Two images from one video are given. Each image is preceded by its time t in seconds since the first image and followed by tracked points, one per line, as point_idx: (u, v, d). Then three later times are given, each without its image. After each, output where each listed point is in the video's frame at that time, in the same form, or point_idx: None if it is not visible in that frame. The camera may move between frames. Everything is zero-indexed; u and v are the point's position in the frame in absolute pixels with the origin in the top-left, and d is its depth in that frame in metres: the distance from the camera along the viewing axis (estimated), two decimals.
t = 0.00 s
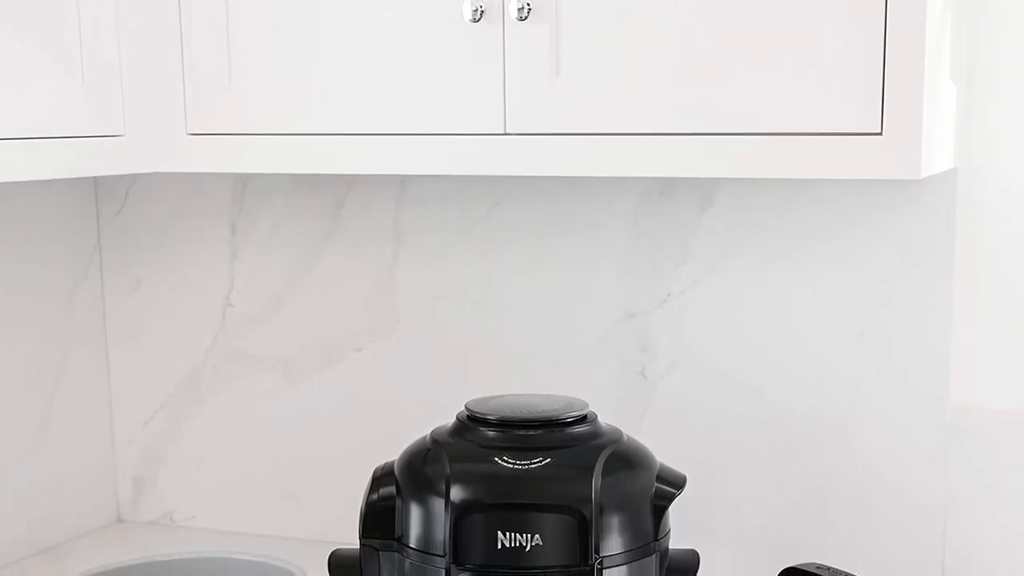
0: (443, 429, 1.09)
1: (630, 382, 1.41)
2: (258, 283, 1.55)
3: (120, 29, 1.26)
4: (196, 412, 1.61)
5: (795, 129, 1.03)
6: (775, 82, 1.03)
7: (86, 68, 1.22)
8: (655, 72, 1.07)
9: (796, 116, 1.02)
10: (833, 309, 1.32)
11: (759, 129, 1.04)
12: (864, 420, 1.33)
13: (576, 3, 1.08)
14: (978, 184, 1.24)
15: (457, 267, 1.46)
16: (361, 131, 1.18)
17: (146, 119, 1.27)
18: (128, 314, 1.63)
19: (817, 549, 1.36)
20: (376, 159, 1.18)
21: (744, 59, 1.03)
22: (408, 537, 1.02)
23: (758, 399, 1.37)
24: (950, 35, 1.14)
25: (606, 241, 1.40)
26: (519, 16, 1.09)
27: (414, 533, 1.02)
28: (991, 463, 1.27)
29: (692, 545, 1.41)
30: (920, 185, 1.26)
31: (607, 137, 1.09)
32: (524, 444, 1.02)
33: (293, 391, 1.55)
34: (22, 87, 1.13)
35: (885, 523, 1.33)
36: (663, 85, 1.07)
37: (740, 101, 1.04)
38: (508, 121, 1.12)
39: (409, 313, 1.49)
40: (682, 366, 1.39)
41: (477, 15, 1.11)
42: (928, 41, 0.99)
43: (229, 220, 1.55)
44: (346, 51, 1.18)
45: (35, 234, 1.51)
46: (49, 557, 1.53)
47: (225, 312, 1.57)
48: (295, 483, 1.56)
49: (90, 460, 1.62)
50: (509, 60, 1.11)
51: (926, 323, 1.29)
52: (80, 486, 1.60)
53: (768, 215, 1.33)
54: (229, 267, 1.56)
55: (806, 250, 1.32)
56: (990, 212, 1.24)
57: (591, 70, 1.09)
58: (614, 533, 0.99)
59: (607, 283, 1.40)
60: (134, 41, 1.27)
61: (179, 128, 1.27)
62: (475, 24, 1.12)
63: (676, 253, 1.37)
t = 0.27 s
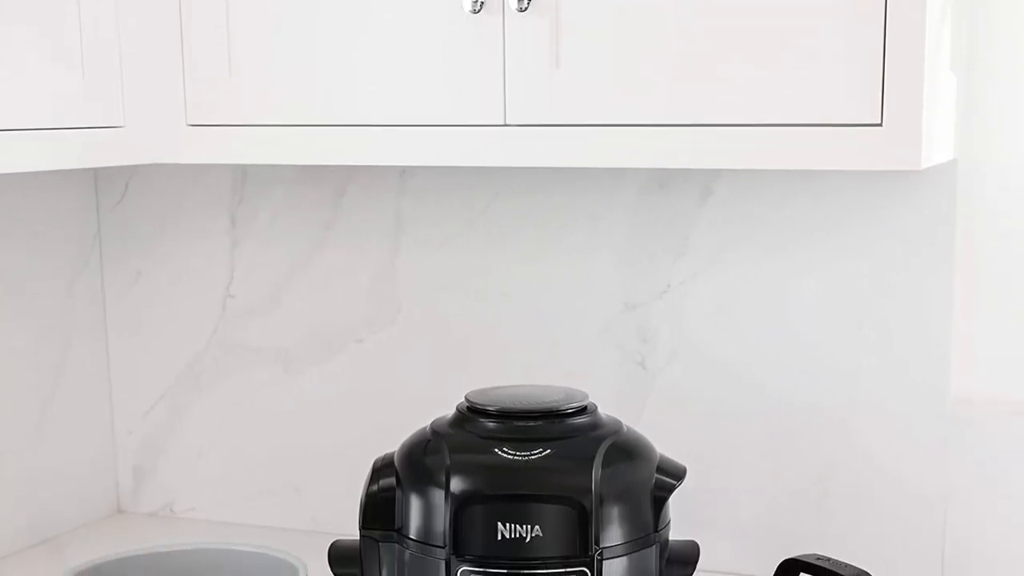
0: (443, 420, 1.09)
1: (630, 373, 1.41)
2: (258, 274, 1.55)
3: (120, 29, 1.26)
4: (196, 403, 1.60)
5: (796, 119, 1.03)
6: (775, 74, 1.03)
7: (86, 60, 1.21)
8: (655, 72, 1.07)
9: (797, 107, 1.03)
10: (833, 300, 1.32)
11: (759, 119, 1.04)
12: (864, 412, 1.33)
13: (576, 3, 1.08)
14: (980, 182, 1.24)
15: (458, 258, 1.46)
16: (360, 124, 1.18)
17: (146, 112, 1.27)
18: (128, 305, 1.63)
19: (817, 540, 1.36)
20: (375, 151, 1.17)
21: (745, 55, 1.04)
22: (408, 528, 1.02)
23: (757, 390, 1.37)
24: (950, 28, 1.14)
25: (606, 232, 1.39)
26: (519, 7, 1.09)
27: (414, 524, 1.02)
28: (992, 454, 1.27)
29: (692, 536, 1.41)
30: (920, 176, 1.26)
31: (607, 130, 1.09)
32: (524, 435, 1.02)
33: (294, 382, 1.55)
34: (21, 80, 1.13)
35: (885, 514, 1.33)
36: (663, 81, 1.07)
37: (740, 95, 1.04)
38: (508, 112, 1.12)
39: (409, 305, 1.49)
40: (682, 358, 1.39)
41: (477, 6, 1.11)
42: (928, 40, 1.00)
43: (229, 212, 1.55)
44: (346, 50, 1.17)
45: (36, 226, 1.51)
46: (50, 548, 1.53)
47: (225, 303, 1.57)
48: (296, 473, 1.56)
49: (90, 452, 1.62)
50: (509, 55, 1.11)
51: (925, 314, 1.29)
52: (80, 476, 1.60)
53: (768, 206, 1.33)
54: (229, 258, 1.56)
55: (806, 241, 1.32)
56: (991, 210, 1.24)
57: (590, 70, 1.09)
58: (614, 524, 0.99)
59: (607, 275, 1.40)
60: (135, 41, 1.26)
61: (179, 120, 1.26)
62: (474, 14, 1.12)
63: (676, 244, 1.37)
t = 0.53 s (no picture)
0: (443, 411, 1.09)
1: (630, 364, 1.41)
2: (258, 266, 1.55)
3: (121, 29, 1.25)
4: (196, 394, 1.60)
5: (795, 111, 1.03)
6: (775, 68, 1.03)
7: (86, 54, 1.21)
8: (655, 72, 1.07)
9: (797, 99, 1.03)
10: (834, 290, 1.32)
11: (759, 111, 1.04)
12: (863, 404, 1.33)
13: (576, 3, 1.08)
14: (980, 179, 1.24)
15: (458, 250, 1.46)
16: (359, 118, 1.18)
17: (146, 105, 1.27)
18: (128, 297, 1.63)
19: (817, 531, 1.36)
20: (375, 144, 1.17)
21: (745, 48, 1.04)
22: (408, 519, 1.02)
23: (757, 382, 1.36)
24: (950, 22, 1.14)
25: (606, 223, 1.39)
26: None
27: (414, 514, 1.02)
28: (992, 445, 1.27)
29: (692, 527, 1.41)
30: (921, 166, 1.26)
31: (607, 124, 1.09)
32: (524, 426, 1.02)
33: (294, 373, 1.55)
34: (22, 72, 1.12)
35: (885, 505, 1.33)
36: (662, 77, 1.07)
37: (740, 89, 1.04)
38: (509, 105, 1.12)
39: (409, 297, 1.48)
40: (682, 348, 1.39)
41: None
42: (928, 35, 1.00)
43: (229, 204, 1.55)
44: (346, 51, 1.17)
45: (36, 218, 1.50)
46: (50, 539, 1.53)
47: (225, 294, 1.57)
48: (296, 465, 1.56)
49: (90, 443, 1.62)
50: (509, 51, 1.11)
51: (925, 305, 1.29)
52: (80, 468, 1.60)
53: (769, 197, 1.33)
54: (229, 249, 1.56)
55: (806, 232, 1.32)
56: (991, 210, 1.24)
57: (590, 70, 1.09)
58: (614, 515, 0.99)
59: (607, 266, 1.40)
60: (135, 41, 1.26)
61: (177, 113, 1.26)
62: (474, 5, 1.12)
63: (676, 235, 1.37)
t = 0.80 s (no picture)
0: (443, 402, 1.09)
1: (630, 355, 1.41)
2: (258, 257, 1.54)
3: (121, 29, 1.25)
4: (196, 385, 1.60)
5: (796, 100, 1.03)
6: (773, 60, 1.03)
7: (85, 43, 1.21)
8: (655, 72, 1.07)
9: (799, 89, 1.03)
10: (833, 282, 1.32)
11: (760, 101, 1.04)
12: (863, 396, 1.33)
13: (576, 3, 1.08)
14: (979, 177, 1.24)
15: (457, 241, 1.45)
16: (360, 106, 1.17)
17: (145, 97, 1.26)
18: (128, 287, 1.62)
19: (816, 523, 1.37)
20: (375, 134, 1.17)
21: (745, 40, 1.03)
22: (408, 510, 1.02)
23: (757, 373, 1.36)
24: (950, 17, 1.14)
25: (606, 215, 1.39)
26: None
27: (414, 505, 1.02)
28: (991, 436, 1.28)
29: (692, 518, 1.41)
30: (921, 157, 1.26)
31: (607, 116, 1.09)
32: (523, 417, 1.02)
33: (293, 364, 1.55)
34: (22, 62, 1.12)
35: (885, 496, 1.33)
36: (662, 71, 1.07)
37: (741, 80, 1.04)
38: (508, 96, 1.12)
39: (409, 289, 1.48)
40: (682, 340, 1.39)
41: None
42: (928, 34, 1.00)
43: (230, 195, 1.55)
44: (345, 50, 1.17)
45: (36, 208, 1.50)
46: (50, 530, 1.53)
47: (225, 286, 1.57)
48: (295, 456, 1.56)
49: (90, 434, 1.62)
50: (510, 46, 1.11)
51: (925, 297, 1.29)
52: (80, 458, 1.60)
53: (769, 188, 1.33)
54: (229, 240, 1.56)
55: (806, 224, 1.32)
56: (991, 209, 1.25)
57: (590, 70, 1.09)
58: (614, 506, 0.99)
59: (608, 257, 1.40)
60: (135, 40, 1.26)
61: (178, 102, 1.26)
62: None
63: (676, 227, 1.37)
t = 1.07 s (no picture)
0: (443, 393, 1.09)
1: (630, 347, 1.41)
2: (258, 248, 1.54)
3: (121, 30, 1.25)
4: (196, 376, 1.60)
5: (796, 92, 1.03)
6: (774, 51, 1.03)
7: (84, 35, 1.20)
8: (655, 72, 1.07)
9: (799, 80, 1.02)
10: (833, 273, 1.32)
11: (761, 93, 1.04)
12: (863, 387, 1.32)
13: (576, 3, 1.08)
14: (981, 173, 1.24)
15: (457, 232, 1.45)
16: (359, 97, 1.17)
17: (145, 88, 1.26)
18: (128, 278, 1.62)
19: (816, 513, 1.36)
20: (375, 126, 1.17)
21: (746, 31, 1.03)
22: (408, 501, 1.02)
23: (757, 364, 1.36)
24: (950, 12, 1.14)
25: (606, 206, 1.39)
26: None
27: (414, 496, 1.02)
28: (990, 425, 1.28)
29: (692, 510, 1.41)
30: (921, 147, 1.26)
31: (606, 108, 1.09)
32: (523, 408, 1.02)
33: (293, 355, 1.55)
34: (21, 52, 1.12)
35: (885, 486, 1.33)
36: (661, 64, 1.06)
37: (741, 71, 1.04)
38: (509, 87, 1.11)
39: (409, 280, 1.48)
40: (682, 331, 1.38)
41: None
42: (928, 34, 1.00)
43: (229, 186, 1.55)
44: (345, 46, 1.17)
45: (35, 199, 1.50)
46: (51, 521, 1.53)
47: (225, 277, 1.57)
48: (296, 447, 1.56)
49: (90, 425, 1.61)
50: (509, 40, 1.11)
51: (925, 289, 1.29)
52: (80, 449, 1.60)
53: (769, 179, 1.32)
54: (229, 231, 1.55)
55: (807, 215, 1.32)
56: (992, 203, 1.25)
57: (590, 71, 1.09)
58: (614, 497, 0.99)
59: (608, 248, 1.39)
60: (135, 42, 1.26)
61: (177, 93, 1.25)
62: None
63: (676, 218, 1.37)
